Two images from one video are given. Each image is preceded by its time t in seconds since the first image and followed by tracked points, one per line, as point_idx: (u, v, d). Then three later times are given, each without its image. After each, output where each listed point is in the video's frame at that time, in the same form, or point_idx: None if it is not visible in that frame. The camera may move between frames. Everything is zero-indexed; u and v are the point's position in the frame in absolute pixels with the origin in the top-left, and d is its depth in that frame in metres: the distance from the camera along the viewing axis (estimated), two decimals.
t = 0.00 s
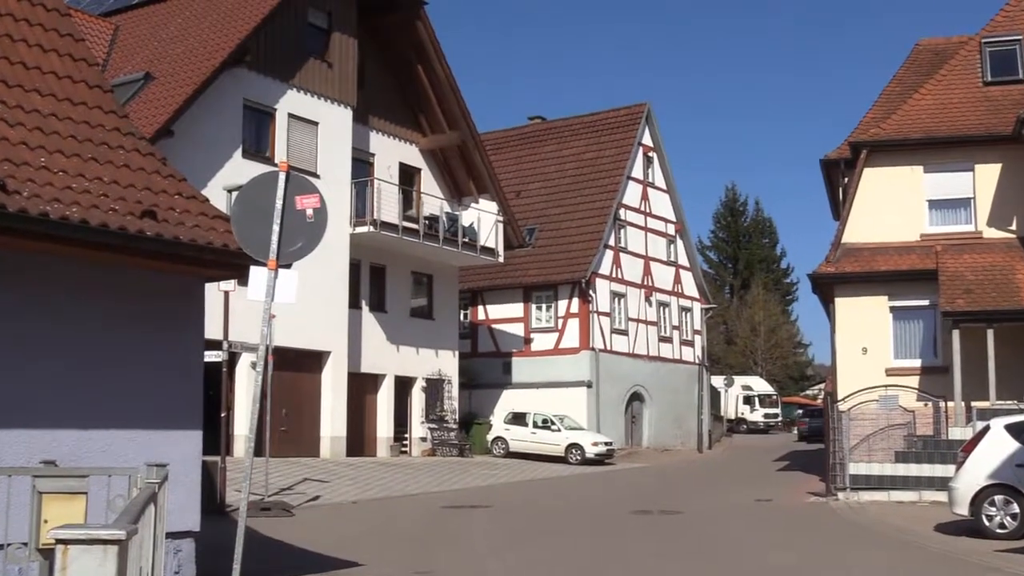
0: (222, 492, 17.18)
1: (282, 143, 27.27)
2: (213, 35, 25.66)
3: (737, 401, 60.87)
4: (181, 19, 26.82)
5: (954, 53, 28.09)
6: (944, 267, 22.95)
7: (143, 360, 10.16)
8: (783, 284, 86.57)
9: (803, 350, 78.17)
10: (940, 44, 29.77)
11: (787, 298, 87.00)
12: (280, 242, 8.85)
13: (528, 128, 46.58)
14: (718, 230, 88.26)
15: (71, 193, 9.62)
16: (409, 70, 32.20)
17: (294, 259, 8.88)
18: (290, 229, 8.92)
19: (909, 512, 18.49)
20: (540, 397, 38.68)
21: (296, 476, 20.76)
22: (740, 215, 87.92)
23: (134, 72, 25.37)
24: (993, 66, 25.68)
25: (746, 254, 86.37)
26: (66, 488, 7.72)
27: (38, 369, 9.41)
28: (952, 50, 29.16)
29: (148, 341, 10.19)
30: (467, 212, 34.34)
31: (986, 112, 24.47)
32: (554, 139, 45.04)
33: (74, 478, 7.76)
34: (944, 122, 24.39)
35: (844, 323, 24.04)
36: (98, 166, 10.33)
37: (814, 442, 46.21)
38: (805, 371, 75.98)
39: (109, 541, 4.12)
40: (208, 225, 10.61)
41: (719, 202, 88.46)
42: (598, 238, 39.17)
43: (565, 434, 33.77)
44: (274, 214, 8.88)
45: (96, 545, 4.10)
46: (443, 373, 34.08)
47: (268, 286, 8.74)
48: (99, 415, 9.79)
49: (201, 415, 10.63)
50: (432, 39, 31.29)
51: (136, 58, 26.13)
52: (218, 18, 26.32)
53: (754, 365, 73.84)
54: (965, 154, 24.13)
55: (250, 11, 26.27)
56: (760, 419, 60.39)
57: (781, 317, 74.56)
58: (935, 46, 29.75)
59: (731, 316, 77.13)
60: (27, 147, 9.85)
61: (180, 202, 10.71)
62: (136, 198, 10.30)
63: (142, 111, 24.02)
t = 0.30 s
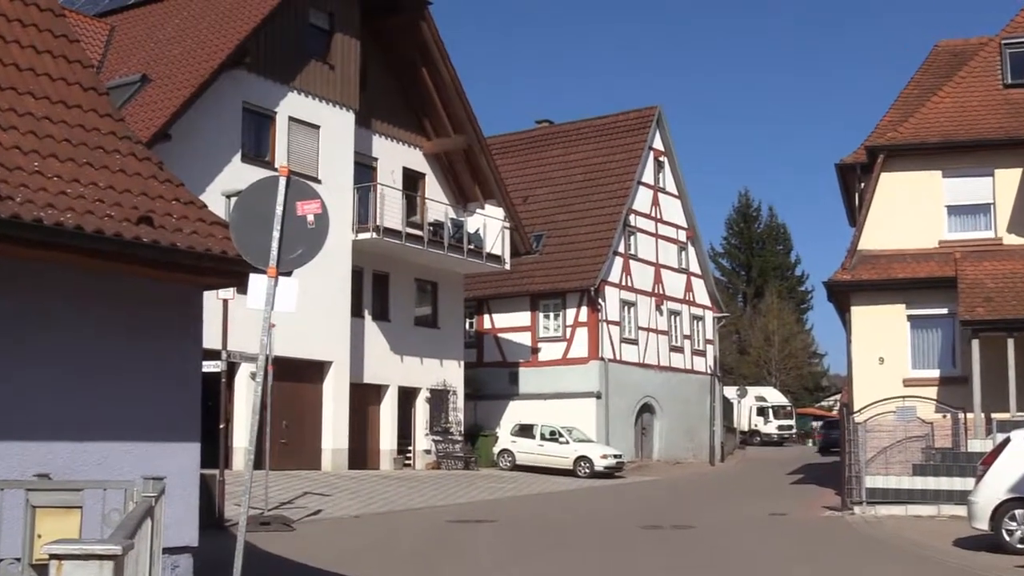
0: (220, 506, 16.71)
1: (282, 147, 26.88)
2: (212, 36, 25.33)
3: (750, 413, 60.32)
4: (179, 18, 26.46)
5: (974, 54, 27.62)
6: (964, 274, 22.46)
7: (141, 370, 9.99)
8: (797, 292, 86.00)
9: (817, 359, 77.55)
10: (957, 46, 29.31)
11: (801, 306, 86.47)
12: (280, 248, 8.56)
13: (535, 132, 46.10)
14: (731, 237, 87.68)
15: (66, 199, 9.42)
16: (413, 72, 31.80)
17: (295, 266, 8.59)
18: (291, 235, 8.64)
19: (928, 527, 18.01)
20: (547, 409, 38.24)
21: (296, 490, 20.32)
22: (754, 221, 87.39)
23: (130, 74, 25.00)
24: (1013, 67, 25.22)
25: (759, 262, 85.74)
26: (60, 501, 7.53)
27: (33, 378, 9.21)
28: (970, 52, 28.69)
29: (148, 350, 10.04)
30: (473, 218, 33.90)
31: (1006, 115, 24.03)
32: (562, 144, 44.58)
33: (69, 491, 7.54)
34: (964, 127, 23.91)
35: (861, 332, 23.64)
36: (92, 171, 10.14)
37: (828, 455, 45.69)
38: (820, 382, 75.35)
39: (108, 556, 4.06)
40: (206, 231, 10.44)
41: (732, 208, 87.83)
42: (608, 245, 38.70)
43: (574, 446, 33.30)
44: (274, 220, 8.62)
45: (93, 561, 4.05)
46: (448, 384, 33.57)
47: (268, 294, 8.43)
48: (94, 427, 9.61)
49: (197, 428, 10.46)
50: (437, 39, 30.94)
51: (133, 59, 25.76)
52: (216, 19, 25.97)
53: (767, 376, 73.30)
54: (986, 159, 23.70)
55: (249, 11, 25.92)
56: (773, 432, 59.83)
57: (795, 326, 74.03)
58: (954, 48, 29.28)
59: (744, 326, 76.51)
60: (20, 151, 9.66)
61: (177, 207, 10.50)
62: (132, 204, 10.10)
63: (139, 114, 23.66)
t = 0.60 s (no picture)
0: (219, 518, 16.32)
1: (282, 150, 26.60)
2: (210, 35, 25.14)
3: (762, 423, 59.77)
4: (177, 19, 26.24)
5: (992, 55, 27.28)
6: (980, 280, 22.05)
7: (140, 383, 10.19)
8: (810, 299, 85.37)
9: (831, 367, 76.86)
10: (975, 45, 28.97)
11: (814, 313, 85.85)
12: (281, 255, 8.69)
13: (540, 136, 45.68)
14: (743, 242, 87.14)
15: (62, 204, 9.39)
16: (416, 74, 31.45)
17: (295, 272, 8.71)
18: (291, 241, 8.75)
19: (945, 539, 17.61)
20: (553, 419, 37.84)
21: (297, 501, 19.95)
22: (766, 227, 86.85)
23: (128, 75, 24.74)
24: None
25: (771, 268, 85.20)
26: (55, 514, 7.69)
27: (23, 391, 9.39)
28: (988, 53, 28.35)
29: (148, 363, 10.25)
30: (478, 223, 33.55)
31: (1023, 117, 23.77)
32: (568, 147, 44.20)
33: (65, 503, 7.72)
34: (981, 128, 23.78)
35: (876, 340, 23.30)
36: (88, 175, 9.98)
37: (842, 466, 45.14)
38: (834, 391, 74.69)
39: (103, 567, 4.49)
40: (204, 236, 10.34)
41: (744, 213, 87.28)
42: (616, 251, 38.33)
43: (582, 457, 32.92)
44: (274, 225, 8.72)
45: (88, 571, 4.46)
46: (452, 394, 33.18)
47: (268, 302, 8.59)
48: (90, 438, 9.81)
49: (197, 441, 10.66)
50: (440, 39, 30.67)
51: (130, 60, 25.49)
52: (214, 19, 25.77)
53: (779, 385, 72.74)
54: (1003, 163, 23.48)
55: (248, 11, 25.70)
56: (786, 442, 59.29)
57: (808, 334, 73.46)
58: (971, 48, 28.89)
59: (755, 333, 75.93)
60: (16, 156, 9.57)
61: (174, 212, 10.37)
62: (129, 209, 10.01)
63: (137, 116, 23.40)
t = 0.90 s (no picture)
0: (218, 528, 15.98)
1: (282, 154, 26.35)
2: (209, 36, 24.91)
3: (772, 431, 59.39)
4: (175, 20, 26.03)
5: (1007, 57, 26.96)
6: (995, 285, 21.71)
7: (139, 392, 9.93)
8: (821, 306, 84.95)
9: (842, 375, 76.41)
10: (991, 46, 28.65)
11: (825, 319, 85.41)
12: (281, 260, 8.61)
13: (547, 138, 45.36)
14: (753, 247, 86.80)
15: (58, 208, 9.12)
16: (419, 75, 31.15)
17: (295, 277, 8.62)
18: (291, 246, 8.67)
19: (959, 551, 17.24)
20: (559, 428, 37.53)
21: (298, 512, 19.62)
22: (776, 232, 86.50)
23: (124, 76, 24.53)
24: None
25: (782, 273, 84.83)
26: (51, 524, 7.59)
27: (20, 399, 9.11)
28: (1003, 53, 28.03)
29: (148, 372, 9.98)
30: (482, 228, 33.24)
31: None
32: (574, 150, 43.87)
33: (60, 514, 7.61)
34: (995, 130, 23.54)
35: (889, 347, 23.01)
36: (84, 179, 9.69)
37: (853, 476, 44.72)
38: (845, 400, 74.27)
39: None
40: (203, 241, 10.05)
41: (754, 217, 86.90)
42: (623, 256, 38.01)
43: (588, 467, 32.57)
44: (274, 230, 8.65)
45: None
46: (456, 402, 32.91)
47: (268, 308, 8.56)
48: (85, 446, 9.51)
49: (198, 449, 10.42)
50: (444, 38, 30.40)
51: (127, 61, 25.26)
52: (212, 20, 25.56)
53: (789, 393, 72.34)
54: (1017, 165, 23.17)
55: (247, 12, 25.46)
56: (796, 451, 58.91)
57: (819, 341, 73.05)
58: (986, 49, 28.58)
59: (765, 340, 75.54)
60: (10, 158, 9.28)
61: (173, 216, 10.08)
62: (126, 213, 9.71)
63: (133, 119, 23.21)
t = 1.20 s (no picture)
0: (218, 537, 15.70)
1: (282, 155, 26.13)
2: (208, 37, 24.73)
3: (781, 439, 59.06)
4: (173, 21, 25.83)
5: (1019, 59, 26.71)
6: (1008, 290, 21.44)
7: (138, 400, 9.69)
8: (830, 311, 84.59)
9: (851, 381, 76.01)
10: (1003, 48, 28.40)
11: (834, 325, 85.02)
12: (281, 264, 8.40)
13: (551, 141, 45.10)
14: (761, 251, 86.50)
15: (54, 212, 8.89)
16: (421, 77, 30.93)
17: (296, 283, 8.41)
18: (292, 250, 8.45)
19: (969, 560, 16.98)
20: (564, 435, 37.26)
21: (299, 521, 19.39)
22: (784, 236, 86.19)
23: (122, 78, 24.32)
24: None
25: (790, 278, 84.52)
26: (48, 533, 8.08)
27: (17, 406, 8.88)
28: (1015, 55, 27.78)
29: (149, 379, 9.76)
30: (486, 232, 32.90)
31: None
32: (579, 153, 43.61)
33: (57, 522, 8.08)
34: (1007, 132, 23.31)
35: (900, 353, 22.76)
36: (81, 182, 9.45)
37: (862, 484, 44.35)
38: (854, 407, 73.90)
39: None
40: (202, 245, 9.80)
41: (762, 222, 86.59)
42: (629, 260, 37.74)
43: (594, 474, 32.32)
44: (274, 234, 8.43)
45: None
46: (459, 408, 32.66)
47: (268, 313, 8.34)
48: (80, 454, 9.25)
49: (196, 456, 10.15)
50: (447, 39, 30.21)
51: (125, 63, 25.04)
52: (211, 20, 25.37)
53: (798, 400, 71.99)
54: None
55: (247, 12, 25.26)
56: (805, 458, 58.57)
57: (828, 347, 72.69)
58: (998, 51, 28.33)
59: (773, 346, 75.24)
60: (5, 161, 9.04)
61: (172, 220, 9.83)
62: (123, 216, 9.46)
63: (131, 120, 22.98)
